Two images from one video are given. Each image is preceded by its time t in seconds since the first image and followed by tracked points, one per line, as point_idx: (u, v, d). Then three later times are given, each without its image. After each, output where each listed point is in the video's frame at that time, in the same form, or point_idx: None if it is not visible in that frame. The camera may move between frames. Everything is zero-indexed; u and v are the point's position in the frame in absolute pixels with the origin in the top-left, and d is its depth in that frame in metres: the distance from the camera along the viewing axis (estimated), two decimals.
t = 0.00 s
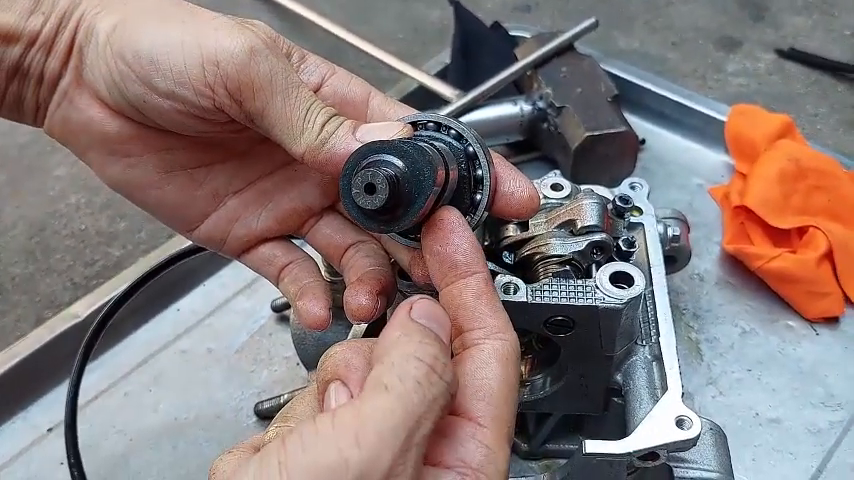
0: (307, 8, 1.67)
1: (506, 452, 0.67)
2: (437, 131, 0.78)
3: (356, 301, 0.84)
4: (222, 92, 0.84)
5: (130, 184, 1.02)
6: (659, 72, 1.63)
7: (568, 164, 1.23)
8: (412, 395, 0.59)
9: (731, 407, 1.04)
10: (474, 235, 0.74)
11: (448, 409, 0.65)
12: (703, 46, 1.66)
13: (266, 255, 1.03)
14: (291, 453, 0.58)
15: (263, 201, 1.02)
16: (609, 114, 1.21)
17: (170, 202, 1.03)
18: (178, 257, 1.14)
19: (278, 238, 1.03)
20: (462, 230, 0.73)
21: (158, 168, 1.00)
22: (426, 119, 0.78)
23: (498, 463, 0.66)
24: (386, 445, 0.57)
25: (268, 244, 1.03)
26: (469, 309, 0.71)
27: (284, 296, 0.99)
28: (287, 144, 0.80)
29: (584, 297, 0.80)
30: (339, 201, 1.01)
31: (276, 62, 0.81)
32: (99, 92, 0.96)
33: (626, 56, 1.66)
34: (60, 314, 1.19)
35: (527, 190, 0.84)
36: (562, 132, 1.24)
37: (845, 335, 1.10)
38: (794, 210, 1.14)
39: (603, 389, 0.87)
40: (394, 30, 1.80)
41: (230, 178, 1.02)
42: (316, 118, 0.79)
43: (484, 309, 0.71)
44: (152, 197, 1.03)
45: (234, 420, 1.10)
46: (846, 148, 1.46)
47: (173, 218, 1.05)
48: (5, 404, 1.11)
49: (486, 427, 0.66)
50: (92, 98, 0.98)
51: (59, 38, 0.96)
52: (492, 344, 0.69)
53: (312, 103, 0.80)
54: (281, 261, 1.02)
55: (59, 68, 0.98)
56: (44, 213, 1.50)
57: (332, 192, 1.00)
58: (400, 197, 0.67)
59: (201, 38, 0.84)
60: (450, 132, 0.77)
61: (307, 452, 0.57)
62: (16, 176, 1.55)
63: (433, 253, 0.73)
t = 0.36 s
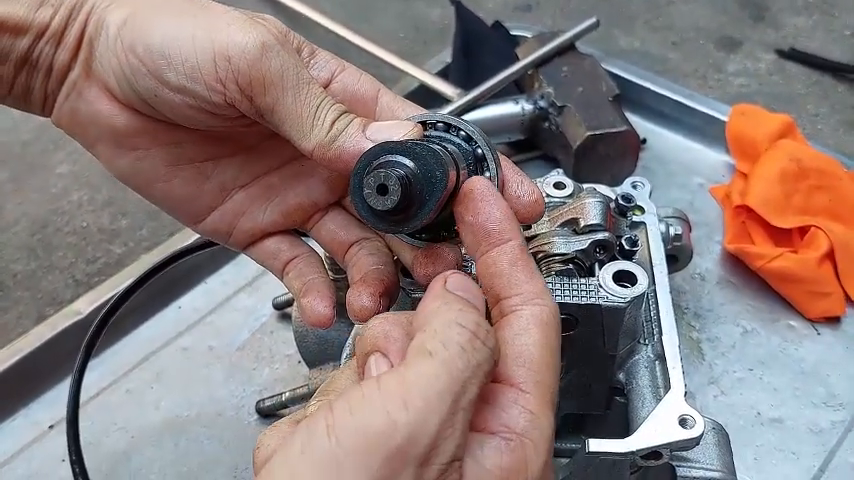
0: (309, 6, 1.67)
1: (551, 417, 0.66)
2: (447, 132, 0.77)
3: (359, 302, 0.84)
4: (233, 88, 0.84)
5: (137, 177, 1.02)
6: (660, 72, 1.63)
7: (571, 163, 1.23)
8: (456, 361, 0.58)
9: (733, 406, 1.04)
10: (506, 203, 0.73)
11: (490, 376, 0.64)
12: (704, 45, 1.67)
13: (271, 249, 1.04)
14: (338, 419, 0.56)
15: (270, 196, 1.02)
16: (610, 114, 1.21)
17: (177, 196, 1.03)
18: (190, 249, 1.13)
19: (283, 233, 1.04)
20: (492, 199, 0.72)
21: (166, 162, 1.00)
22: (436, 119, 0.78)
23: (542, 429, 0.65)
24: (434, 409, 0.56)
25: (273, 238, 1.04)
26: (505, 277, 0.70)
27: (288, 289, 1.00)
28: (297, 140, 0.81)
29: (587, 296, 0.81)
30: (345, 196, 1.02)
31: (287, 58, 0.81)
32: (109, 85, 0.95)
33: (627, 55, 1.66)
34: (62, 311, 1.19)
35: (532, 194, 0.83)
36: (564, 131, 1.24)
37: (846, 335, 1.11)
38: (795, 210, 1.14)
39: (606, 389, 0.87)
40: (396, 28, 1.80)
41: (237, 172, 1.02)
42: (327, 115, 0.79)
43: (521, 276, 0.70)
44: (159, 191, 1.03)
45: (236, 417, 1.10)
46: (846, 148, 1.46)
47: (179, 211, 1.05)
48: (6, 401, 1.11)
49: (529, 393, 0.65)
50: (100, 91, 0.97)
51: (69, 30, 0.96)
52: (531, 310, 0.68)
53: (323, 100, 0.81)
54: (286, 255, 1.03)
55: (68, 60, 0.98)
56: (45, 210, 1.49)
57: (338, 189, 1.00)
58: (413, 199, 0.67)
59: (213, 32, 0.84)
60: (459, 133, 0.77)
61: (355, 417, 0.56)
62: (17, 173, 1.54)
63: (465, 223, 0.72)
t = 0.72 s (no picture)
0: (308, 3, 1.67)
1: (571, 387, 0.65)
2: (451, 135, 0.77)
3: (351, 306, 0.83)
4: (237, 76, 0.83)
5: (136, 164, 1.02)
6: (659, 73, 1.63)
7: (568, 162, 1.23)
8: (483, 337, 0.58)
9: (728, 407, 1.04)
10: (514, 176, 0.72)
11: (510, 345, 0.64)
12: (703, 46, 1.66)
13: (268, 241, 1.04)
14: (362, 392, 0.57)
15: (268, 187, 1.02)
16: (609, 113, 1.21)
17: (175, 184, 1.03)
18: (197, 242, 1.13)
19: (281, 224, 1.04)
20: (498, 172, 0.71)
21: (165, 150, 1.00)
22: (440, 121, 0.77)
23: (562, 401, 0.64)
24: (459, 384, 0.56)
25: (270, 228, 1.04)
26: (522, 250, 0.70)
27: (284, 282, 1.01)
28: (298, 132, 0.81)
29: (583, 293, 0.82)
30: (344, 191, 1.01)
31: (294, 47, 0.81)
32: (109, 71, 0.94)
33: (626, 56, 1.66)
34: (56, 305, 1.18)
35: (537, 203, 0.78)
36: (562, 131, 1.23)
37: (843, 336, 1.10)
38: (793, 211, 1.14)
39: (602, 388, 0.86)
40: (395, 26, 1.80)
41: (236, 162, 1.01)
42: (331, 107, 0.79)
43: (536, 247, 0.70)
44: (158, 179, 1.03)
45: (229, 414, 1.09)
46: (845, 150, 1.46)
47: (177, 197, 1.05)
48: None
49: (547, 364, 0.65)
50: (101, 79, 0.97)
51: (69, 15, 0.95)
52: (550, 280, 0.68)
53: (328, 92, 0.81)
54: (282, 248, 1.03)
55: (68, 45, 0.96)
56: (40, 205, 1.49)
57: (336, 184, 1.00)
58: (415, 202, 0.67)
59: (219, 20, 0.83)
60: (464, 137, 0.77)
61: (380, 391, 0.56)
62: (13, 167, 1.54)
63: (476, 201, 0.71)
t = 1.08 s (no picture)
0: None
1: (574, 379, 0.66)
2: (455, 131, 0.78)
3: (351, 302, 0.82)
4: (244, 63, 0.83)
5: (136, 153, 1.02)
6: (659, 70, 1.63)
7: (567, 159, 1.23)
8: (482, 325, 0.59)
9: (726, 403, 1.04)
10: (517, 174, 0.74)
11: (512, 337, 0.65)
12: (702, 44, 1.67)
13: (267, 232, 1.04)
14: (364, 379, 0.58)
15: (269, 179, 1.02)
16: (608, 110, 1.21)
17: (176, 174, 1.02)
18: (191, 237, 1.13)
19: (279, 216, 1.04)
20: (503, 173, 0.73)
21: (166, 140, 1.00)
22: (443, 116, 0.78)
23: (564, 388, 0.65)
24: (459, 369, 0.57)
25: (270, 221, 1.04)
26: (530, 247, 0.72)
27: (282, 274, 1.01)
28: (303, 120, 0.81)
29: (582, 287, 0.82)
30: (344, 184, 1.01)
31: (300, 36, 0.82)
32: (112, 60, 0.94)
33: (626, 53, 1.66)
34: (55, 299, 1.18)
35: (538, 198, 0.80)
36: (561, 127, 1.23)
37: (841, 333, 1.10)
38: (792, 208, 1.14)
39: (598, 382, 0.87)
40: (394, 23, 1.80)
41: (237, 153, 1.01)
42: (335, 96, 0.80)
43: (543, 244, 0.72)
44: (159, 169, 1.03)
45: (227, 408, 1.09)
46: (844, 147, 1.46)
47: (177, 187, 1.04)
48: None
49: (550, 355, 0.66)
50: (103, 67, 0.96)
51: (73, 3, 0.94)
52: (555, 276, 0.69)
53: (332, 81, 0.81)
54: (281, 240, 1.03)
55: (70, 33, 0.96)
56: (39, 199, 1.49)
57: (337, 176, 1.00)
58: (420, 194, 0.68)
59: (225, 5, 0.83)
60: (467, 134, 0.77)
61: (381, 378, 0.57)
62: (12, 162, 1.54)
63: (482, 205, 0.74)
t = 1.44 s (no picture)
0: None
1: (582, 367, 0.66)
2: (455, 131, 0.78)
3: (348, 303, 0.82)
4: (245, 62, 0.83)
5: (136, 151, 1.02)
6: (657, 68, 1.63)
7: (565, 158, 1.23)
8: (483, 311, 0.59)
9: (726, 402, 1.03)
10: (519, 157, 0.73)
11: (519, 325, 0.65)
12: (701, 43, 1.66)
13: (266, 230, 1.04)
14: (364, 369, 0.58)
15: (269, 177, 1.02)
16: (607, 109, 1.21)
17: (176, 171, 1.02)
18: (187, 237, 1.12)
19: (278, 214, 1.04)
20: (503, 155, 0.72)
21: (166, 138, 1.00)
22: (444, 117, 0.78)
23: (570, 378, 0.65)
24: (459, 358, 0.56)
25: (269, 219, 1.04)
26: (537, 232, 0.72)
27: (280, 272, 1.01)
28: (303, 119, 0.82)
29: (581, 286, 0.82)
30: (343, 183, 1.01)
31: (301, 34, 0.81)
32: (113, 60, 0.93)
33: (624, 52, 1.66)
34: (54, 299, 1.18)
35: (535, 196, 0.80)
36: (559, 126, 1.23)
37: (841, 332, 1.10)
38: (791, 207, 1.14)
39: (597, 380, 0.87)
40: (393, 22, 1.80)
41: (237, 151, 1.01)
42: (336, 95, 0.80)
43: (549, 226, 0.72)
44: (159, 166, 1.03)
45: (226, 409, 1.09)
46: (843, 146, 1.46)
47: (177, 185, 1.04)
48: None
49: (558, 343, 0.66)
50: (103, 66, 0.95)
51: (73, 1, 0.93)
52: (564, 261, 0.70)
53: (333, 80, 0.81)
54: (280, 238, 1.03)
55: (70, 32, 0.94)
56: (38, 200, 1.49)
57: (336, 176, 1.00)
58: (421, 193, 0.68)
59: (226, 4, 0.83)
60: (467, 135, 0.77)
61: (381, 368, 0.57)
62: (10, 163, 1.54)
63: (485, 190, 0.73)
